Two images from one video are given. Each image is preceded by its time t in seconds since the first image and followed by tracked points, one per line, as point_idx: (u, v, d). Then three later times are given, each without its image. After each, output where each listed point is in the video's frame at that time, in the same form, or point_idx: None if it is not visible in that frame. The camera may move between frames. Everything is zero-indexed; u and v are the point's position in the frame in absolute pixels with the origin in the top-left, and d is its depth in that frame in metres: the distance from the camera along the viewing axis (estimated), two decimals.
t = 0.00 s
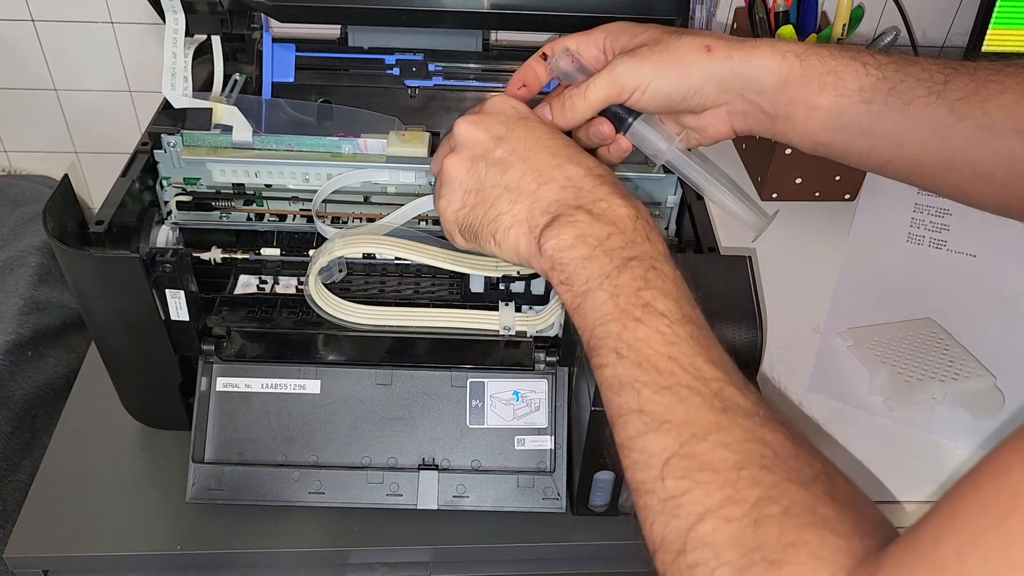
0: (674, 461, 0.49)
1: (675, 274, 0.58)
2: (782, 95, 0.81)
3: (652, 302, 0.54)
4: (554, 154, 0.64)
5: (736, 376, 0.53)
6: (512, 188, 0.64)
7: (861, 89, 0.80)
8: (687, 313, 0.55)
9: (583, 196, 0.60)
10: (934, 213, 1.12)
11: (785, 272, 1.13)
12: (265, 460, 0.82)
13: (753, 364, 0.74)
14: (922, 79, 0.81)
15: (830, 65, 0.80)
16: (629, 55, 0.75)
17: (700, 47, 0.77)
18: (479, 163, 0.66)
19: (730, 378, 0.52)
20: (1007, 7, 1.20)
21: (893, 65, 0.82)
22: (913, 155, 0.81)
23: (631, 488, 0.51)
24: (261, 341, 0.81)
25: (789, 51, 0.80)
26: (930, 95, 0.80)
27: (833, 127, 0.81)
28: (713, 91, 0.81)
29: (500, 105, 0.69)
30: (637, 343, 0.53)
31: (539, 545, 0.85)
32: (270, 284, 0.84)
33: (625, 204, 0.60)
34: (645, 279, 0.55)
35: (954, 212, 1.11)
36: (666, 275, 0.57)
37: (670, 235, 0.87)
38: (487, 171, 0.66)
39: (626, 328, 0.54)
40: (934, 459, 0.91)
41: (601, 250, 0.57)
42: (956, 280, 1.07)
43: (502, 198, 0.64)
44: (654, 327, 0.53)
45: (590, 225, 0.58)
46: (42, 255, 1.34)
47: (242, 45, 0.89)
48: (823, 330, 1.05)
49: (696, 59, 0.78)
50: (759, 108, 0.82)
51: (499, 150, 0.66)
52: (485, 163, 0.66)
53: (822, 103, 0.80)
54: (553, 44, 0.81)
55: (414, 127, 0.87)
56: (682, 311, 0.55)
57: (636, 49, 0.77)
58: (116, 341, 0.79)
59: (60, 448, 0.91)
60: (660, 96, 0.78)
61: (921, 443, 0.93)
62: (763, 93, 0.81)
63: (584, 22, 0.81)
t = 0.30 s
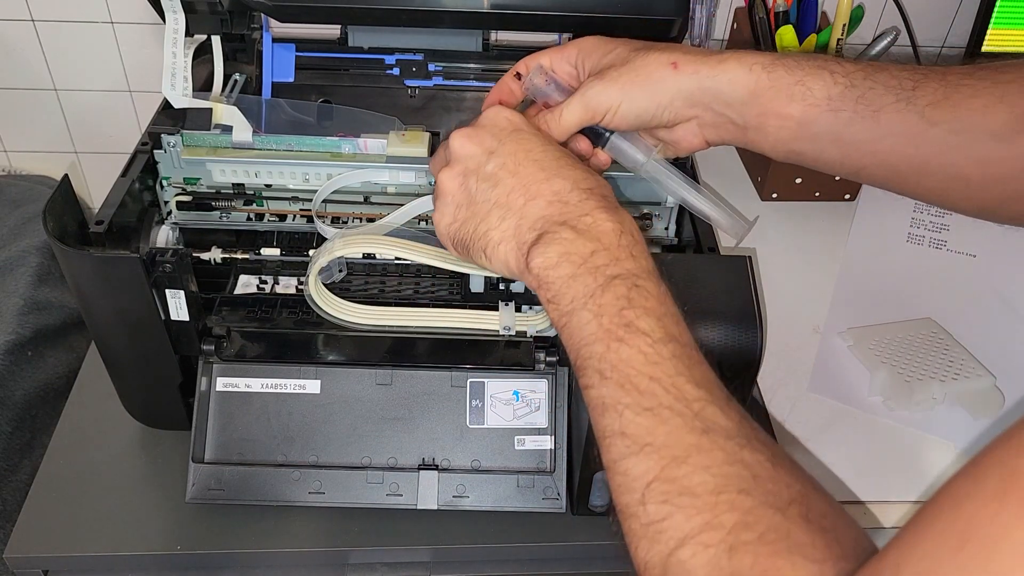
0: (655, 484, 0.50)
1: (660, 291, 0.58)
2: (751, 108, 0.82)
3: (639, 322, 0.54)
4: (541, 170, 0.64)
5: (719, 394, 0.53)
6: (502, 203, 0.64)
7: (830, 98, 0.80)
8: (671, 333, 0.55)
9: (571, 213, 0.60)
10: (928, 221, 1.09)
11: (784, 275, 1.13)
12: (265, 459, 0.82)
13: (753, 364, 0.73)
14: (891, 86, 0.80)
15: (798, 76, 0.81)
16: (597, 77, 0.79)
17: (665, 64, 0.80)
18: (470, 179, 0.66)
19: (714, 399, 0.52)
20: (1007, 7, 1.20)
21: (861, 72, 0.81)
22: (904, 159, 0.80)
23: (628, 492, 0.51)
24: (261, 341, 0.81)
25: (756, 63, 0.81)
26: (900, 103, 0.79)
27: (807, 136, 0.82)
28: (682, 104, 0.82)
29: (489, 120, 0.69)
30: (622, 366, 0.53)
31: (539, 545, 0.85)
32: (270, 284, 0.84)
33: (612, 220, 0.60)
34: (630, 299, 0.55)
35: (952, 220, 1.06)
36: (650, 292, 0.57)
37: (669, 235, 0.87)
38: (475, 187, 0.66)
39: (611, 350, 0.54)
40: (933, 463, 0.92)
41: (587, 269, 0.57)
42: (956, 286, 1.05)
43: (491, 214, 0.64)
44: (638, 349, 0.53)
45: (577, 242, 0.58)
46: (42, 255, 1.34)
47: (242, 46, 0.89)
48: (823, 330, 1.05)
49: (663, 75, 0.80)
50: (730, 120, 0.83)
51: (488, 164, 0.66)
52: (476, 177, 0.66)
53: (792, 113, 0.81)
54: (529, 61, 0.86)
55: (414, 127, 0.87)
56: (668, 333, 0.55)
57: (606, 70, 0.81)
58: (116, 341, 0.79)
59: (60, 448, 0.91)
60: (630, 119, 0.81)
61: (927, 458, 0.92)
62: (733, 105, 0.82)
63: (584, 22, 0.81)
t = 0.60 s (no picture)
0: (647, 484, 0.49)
1: (653, 339, 0.55)
2: (755, 116, 0.82)
3: (635, 385, 0.52)
4: (494, 224, 0.58)
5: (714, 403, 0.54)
6: (460, 273, 0.59)
7: (837, 105, 0.80)
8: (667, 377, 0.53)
9: (541, 267, 0.56)
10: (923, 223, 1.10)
11: (784, 275, 1.13)
12: (265, 459, 0.82)
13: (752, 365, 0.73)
14: (898, 93, 0.80)
15: (803, 84, 0.81)
16: (604, 85, 0.80)
17: (671, 73, 0.80)
18: (417, 250, 0.61)
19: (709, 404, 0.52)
20: (1007, 7, 1.20)
21: (869, 79, 0.82)
22: (902, 160, 0.80)
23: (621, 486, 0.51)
24: (261, 341, 0.80)
25: (763, 72, 0.81)
26: (907, 108, 0.79)
27: (812, 141, 0.82)
28: (687, 112, 0.82)
29: (415, 179, 0.62)
30: (639, 459, 0.50)
31: (538, 545, 0.85)
32: (270, 284, 0.84)
33: (585, 267, 0.55)
34: (629, 369, 0.52)
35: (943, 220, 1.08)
36: (639, 336, 0.54)
37: (669, 235, 0.88)
38: (431, 249, 0.60)
39: (622, 440, 0.50)
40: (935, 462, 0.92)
41: (574, 334, 0.54)
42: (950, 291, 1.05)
43: (455, 282, 0.59)
44: (648, 436, 0.50)
45: (555, 304, 0.54)
46: (42, 255, 1.34)
47: (242, 46, 0.89)
48: (823, 330, 1.05)
49: (668, 84, 0.80)
50: (735, 126, 0.84)
51: (431, 228, 0.60)
52: (422, 246, 0.61)
53: (798, 121, 0.81)
54: (533, 61, 0.85)
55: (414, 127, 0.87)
56: (676, 403, 0.52)
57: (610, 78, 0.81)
58: (116, 341, 0.79)
59: (60, 449, 0.91)
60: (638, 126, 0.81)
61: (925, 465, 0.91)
62: (737, 114, 0.82)
63: (583, 22, 0.81)
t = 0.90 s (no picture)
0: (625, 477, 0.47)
1: (618, 301, 0.53)
2: (760, 126, 0.85)
3: (582, 332, 0.50)
4: (482, 191, 0.62)
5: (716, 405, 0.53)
6: (446, 237, 0.63)
7: (840, 115, 0.82)
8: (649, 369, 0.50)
9: (511, 223, 0.57)
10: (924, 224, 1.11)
11: (785, 274, 1.12)
12: (265, 459, 0.82)
13: (752, 365, 0.74)
14: (901, 103, 0.81)
15: (808, 94, 0.83)
16: (610, 91, 0.82)
17: (677, 83, 0.83)
18: (420, 224, 0.67)
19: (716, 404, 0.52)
20: (1007, 7, 1.20)
21: (872, 89, 0.83)
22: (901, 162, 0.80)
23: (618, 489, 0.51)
24: (261, 341, 0.80)
25: (767, 83, 0.83)
26: (909, 117, 0.80)
27: (816, 150, 0.84)
28: (691, 122, 0.86)
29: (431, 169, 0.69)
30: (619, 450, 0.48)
31: (538, 545, 0.85)
32: (270, 284, 0.84)
33: (548, 224, 0.55)
34: (573, 317, 0.51)
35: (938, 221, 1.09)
36: (607, 298, 0.52)
37: (670, 235, 0.87)
38: (432, 219, 0.66)
39: (561, 380, 0.50)
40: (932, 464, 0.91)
41: (529, 284, 0.54)
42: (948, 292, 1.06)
43: (445, 246, 0.63)
44: (582, 378, 0.49)
45: (517, 257, 0.55)
46: (42, 255, 1.34)
47: (242, 45, 0.89)
48: (822, 330, 1.05)
49: (672, 94, 0.83)
50: (739, 135, 0.87)
51: (434, 202, 0.66)
52: (425, 220, 0.67)
53: (802, 131, 0.83)
54: (538, 66, 0.87)
55: (414, 127, 0.88)
56: (616, 348, 0.50)
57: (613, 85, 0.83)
58: (115, 341, 0.79)
59: (60, 448, 0.91)
60: (641, 135, 0.84)
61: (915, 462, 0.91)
62: (742, 124, 0.85)
63: (583, 22, 0.81)
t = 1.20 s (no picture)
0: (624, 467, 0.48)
1: (617, 248, 0.55)
2: (757, 121, 0.85)
3: (585, 282, 0.52)
4: (489, 159, 0.63)
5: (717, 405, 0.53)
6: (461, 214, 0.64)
7: (837, 111, 0.82)
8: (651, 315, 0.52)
9: (515, 185, 0.59)
10: (926, 227, 1.10)
11: (785, 273, 1.12)
12: (265, 459, 0.82)
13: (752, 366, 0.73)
14: (898, 98, 0.81)
15: (805, 90, 0.83)
16: (607, 90, 0.81)
17: (674, 80, 0.82)
18: (436, 206, 0.69)
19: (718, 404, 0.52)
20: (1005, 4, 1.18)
21: (869, 85, 0.83)
22: (900, 161, 0.79)
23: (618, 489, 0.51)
24: (261, 341, 0.81)
25: (764, 79, 0.83)
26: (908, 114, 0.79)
27: (815, 147, 0.84)
28: (691, 117, 0.86)
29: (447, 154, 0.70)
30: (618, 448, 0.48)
31: (538, 545, 0.85)
32: (270, 284, 0.84)
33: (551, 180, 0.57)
34: (575, 264, 0.53)
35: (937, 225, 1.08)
36: (609, 246, 0.54)
37: (669, 235, 0.87)
38: (445, 198, 0.67)
39: (565, 326, 0.52)
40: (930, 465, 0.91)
41: (535, 236, 0.56)
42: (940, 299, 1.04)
43: (458, 220, 0.64)
44: (585, 323, 0.51)
45: (523, 214, 0.57)
46: (42, 254, 1.34)
47: (242, 45, 0.89)
48: (822, 330, 1.05)
49: (671, 91, 0.82)
50: (737, 130, 0.87)
51: (446, 182, 0.67)
52: (440, 202, 0.68)
53: (799, 127, 0.83)
54: (533, 63, 0.87)
55: (414, 127, 0.87)
56: (616, 292, 0.52)
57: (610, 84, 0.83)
58: (116, 341, 0.79)
59: (60, 448, 0.91)
60: (642, 134, 0.83)
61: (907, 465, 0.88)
62: (740, 119, 0.85)
63: (584, 22, 0.81)
